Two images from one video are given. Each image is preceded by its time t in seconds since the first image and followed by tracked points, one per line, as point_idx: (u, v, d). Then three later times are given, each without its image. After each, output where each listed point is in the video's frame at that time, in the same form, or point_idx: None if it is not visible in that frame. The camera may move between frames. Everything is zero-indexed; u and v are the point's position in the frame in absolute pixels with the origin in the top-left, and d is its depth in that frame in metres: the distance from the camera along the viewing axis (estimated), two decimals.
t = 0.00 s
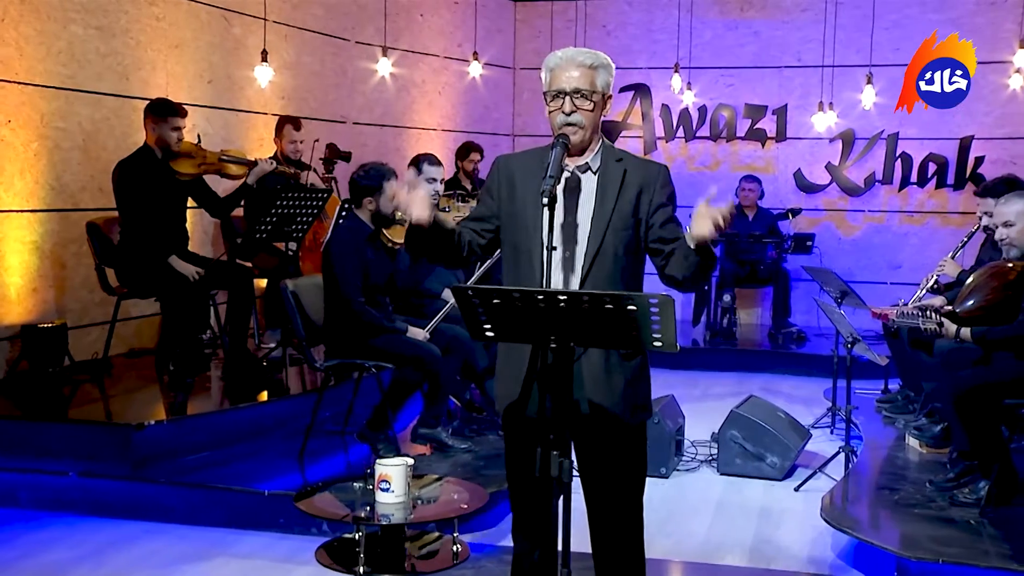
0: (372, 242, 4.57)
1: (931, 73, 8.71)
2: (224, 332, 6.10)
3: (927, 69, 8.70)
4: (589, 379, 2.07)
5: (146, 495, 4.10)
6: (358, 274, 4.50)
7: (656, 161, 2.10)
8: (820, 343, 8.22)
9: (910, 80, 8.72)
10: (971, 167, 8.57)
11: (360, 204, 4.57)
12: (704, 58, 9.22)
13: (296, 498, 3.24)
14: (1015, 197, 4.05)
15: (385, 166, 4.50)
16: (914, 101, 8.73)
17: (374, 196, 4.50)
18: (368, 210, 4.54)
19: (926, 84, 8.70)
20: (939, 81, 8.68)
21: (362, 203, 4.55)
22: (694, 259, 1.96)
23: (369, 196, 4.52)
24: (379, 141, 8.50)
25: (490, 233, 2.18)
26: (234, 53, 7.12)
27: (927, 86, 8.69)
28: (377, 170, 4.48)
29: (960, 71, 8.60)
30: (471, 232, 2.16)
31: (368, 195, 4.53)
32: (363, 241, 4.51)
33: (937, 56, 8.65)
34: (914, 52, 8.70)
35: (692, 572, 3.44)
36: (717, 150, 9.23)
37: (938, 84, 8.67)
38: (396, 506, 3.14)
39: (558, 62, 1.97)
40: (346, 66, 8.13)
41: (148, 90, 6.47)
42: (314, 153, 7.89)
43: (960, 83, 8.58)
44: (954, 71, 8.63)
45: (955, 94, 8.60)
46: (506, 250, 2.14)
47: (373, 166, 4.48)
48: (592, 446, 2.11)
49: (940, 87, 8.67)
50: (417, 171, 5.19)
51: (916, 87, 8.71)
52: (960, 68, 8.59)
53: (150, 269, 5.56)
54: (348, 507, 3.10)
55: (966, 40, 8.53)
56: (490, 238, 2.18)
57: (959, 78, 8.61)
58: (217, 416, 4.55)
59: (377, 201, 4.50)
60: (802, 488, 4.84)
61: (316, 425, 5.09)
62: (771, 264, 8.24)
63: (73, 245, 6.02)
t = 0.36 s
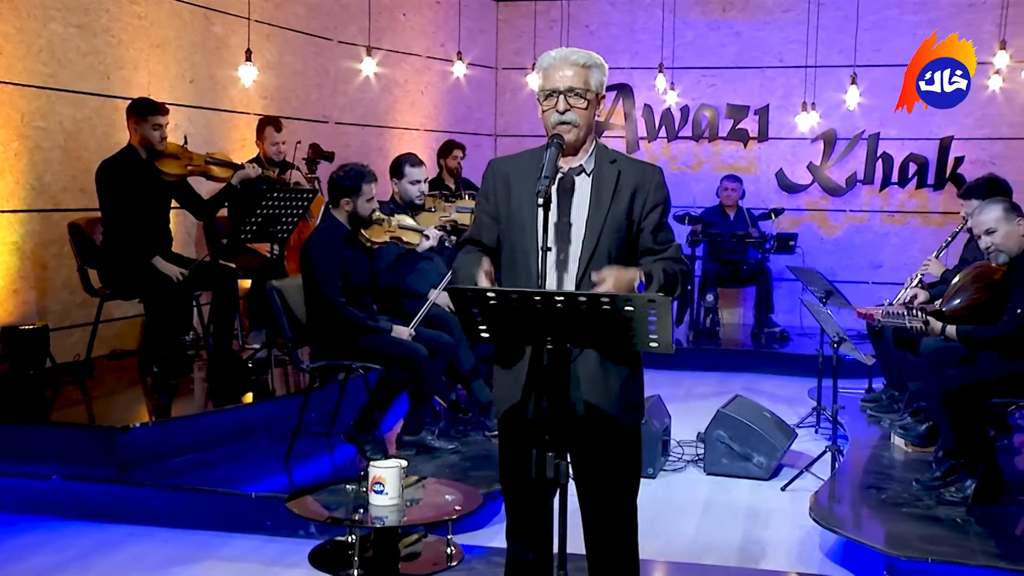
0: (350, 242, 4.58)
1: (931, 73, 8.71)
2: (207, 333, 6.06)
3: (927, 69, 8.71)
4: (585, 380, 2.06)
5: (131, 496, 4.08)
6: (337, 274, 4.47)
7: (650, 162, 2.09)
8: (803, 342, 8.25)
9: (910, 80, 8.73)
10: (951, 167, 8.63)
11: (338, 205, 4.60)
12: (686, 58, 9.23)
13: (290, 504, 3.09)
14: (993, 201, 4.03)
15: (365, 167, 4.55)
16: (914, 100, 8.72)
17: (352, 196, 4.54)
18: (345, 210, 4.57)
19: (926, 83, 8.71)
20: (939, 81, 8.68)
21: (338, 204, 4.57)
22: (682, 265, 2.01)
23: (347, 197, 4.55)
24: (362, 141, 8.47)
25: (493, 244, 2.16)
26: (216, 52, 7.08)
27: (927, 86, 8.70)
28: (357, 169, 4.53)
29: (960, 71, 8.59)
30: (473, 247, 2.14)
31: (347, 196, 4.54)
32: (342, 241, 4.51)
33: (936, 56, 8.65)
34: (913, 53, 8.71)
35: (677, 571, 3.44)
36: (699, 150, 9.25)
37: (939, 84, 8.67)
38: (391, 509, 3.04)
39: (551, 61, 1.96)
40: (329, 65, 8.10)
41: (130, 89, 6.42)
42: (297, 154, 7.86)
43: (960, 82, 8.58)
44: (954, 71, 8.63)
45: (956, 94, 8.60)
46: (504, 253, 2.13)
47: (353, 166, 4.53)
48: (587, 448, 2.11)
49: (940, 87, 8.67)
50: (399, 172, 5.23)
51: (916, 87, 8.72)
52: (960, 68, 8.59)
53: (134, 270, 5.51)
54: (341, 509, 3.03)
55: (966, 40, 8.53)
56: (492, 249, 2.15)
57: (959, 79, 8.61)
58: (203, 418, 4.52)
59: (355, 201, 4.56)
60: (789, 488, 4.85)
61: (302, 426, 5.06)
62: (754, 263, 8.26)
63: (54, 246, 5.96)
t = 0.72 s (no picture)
0: (335, 239, 4.55)
1: (930, 72, 8.72)
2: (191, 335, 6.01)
3: (927, 69, 8.71)
4: (581, 380, 2.05)
5: (115, 499, 4.02)
6: (325, 274, 4.44)
7: (644, 161, 2.09)
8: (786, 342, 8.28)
9: (910, 80, 8.72)
10: (932, 167, 8.68)
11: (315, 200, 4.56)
12: (669, 58, 9.24)
13: (283, 506, 3.02)
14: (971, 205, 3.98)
15: (341, 161, 4.47)
16: (914, 100, 8.72)
17: (327, 190, 4.49)
18: (324, 206, 4.54)
19: (926, 83, 8.71)
20: (938, 80, 8.69)
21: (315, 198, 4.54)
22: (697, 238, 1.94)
23: (322, 191, 4.50)
24: (345, 140, 8.43)
25: (477, 239, 2.15)
26: (199, 51, 7.03)
27: (928, 85, 8.70)
28: (332, 164, 4.45)
29: (959, 71, 8.59)
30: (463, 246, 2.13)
31: (321, 190, 4.50)
32: (328, 237, 4.46)
33: (935, 56, 8.66)
34: (914, 53, 8.70)
35: (662, 572, 3.44)
36: (682, 149, 9.26)
37: (938, 84, 8.68)
38: (386, 511, 2.98)
39: (544, 62, 1.95)
40: (312, 65, 8.06)
41: (112, 88, 6.36)
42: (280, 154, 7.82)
43: (959, 83, 8.58)
44: (953, 71, 8.63)
45: (955, 94, 8.60)
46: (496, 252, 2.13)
47: (329, 162, 4.45)
48: (582, 449, 2.10)
49: (940, 87, 8.68)
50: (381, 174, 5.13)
51: (915, 87, 8.71)
52: (959, 68, 8.59)
53: (118, 271, 5.46)
54: (333, 511, 2.97)
55: (966, 40, 8.52)
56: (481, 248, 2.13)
57: (958, 79, 8.61)
58: (188, 420, 4.49)
59: (330, 193, 4.50)
60: (776, 487, 4.85)
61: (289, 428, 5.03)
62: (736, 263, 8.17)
63: (35, 246, 5.90)
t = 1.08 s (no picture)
0: (325, 239, 4.54)
1: (931, 72, 8.76)
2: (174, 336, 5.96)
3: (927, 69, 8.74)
4: (574, 380, 2.04)
5: (100, 503, 3.99)
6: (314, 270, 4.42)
7: (637, 162, 2.08)
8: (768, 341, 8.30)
9: (910, 80, 8.73)
10: (912, 168, 8.74)
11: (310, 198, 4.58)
12: (651, 59, 9.26)
13: (277, 509, 2.98)
14: (950, 209, 3.97)
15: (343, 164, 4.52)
16: (914, 100, 8.74)
17: (322, 187, 4.52)
18: (318, 204, 4.55)
19: (926, 83, 8.74)
20: (939, 80, 8.71)
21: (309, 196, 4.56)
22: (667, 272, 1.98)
23: (316, 189, 4.53)
24: (327, 140, 8.40)
25: (479, 247, 2.13)
26: (180, 50, 6.98)
27: (927, 86, 8.73)
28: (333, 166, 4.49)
29: (960, 71, 8.63)
30: (458, 250, 2.11)
31: (316, 187, 4.52)
32: (318, 236, 4.45)
33: (937, 56, 8.67)
34: (914, 53, 8.71)
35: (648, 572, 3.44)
36: (664, 149, 9.28)
37: (938, 84, 8.70)
38: (381, 514, 2.94)
39: (537, 61, 1.94)
40: (294, 64, 8.02)
41: (93, 87, 6.30)
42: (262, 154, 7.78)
43: (961, 82, 8.61)
44: (954, 71, 8.67)
45: (957, 93, 8.63)
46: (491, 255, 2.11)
47: (331, 164, 4.50)
48: (575, 450, 2.09)
49: (940, 87, 8.70)
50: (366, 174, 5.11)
51: (916, 87, 8.73)
52: (960, 68, 8.62)
53: (100, 272, 5.40)
54: (326, 514, 2.94)
55: (966, 40, 8.55)
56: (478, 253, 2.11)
57: (959, 78, 8.64)
58: (173, 422, 4.45)
59: (325, 192, 4.52)
60: (762, 487, 4.86)
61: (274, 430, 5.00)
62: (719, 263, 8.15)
63: (15, 248, 5.84)
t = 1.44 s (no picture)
0: (323, 239, 4.53)
1: (931, 73, 8.78)
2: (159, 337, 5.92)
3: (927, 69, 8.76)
4: (571, 381, 2.03)
5: (87, 506, 3.96)
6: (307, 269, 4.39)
7: (634, 162, 2.07)
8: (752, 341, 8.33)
9: (910, 82, 8.75)
10: (893, 168, 8.78)
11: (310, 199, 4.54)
12: (634, 59, 9.27)
13: (271, 512, 2.97)
14: (944, 205, 4.00)
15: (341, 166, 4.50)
16: (915, 101, 8.76)
17: (327, 191, 4.50)
18: (320, 205, 4.52)
19: (926, 84, 8.76)
20: (939, 81, 8.74)
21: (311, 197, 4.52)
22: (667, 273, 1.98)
23: (320, 191, 4.50)
24: (310, 140, 8.36)
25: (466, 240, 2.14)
26: (163, 49, 6.93)
27: (928, 85, 8.75)
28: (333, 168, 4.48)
29: (960, 71, 8.65)
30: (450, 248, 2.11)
31: (322, 191, 4.50)
32: (315, 237, 4.46)
33: (936, 56, 8.67)
34: (913, 53, 8.71)
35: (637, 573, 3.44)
36: (647, 149, 9.28)
37: (938, 84, 8.72)
38: (376, 516, 2.93)
39: (534, 61, 1.93)
40: (276, 64, 7.98)
41: (75, 87, 6.24)
42: (246, 155, 7.73)
43: (961, 82, 8.62)
44: (954, 71, 8.70)
45: (957, 94, 8.63)
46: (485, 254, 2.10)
47: (330, 165, 4.48)
48: (572, 450, 2.08)
49: (940, 87, 8.72)
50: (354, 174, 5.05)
51: (917, 87, 8.75)
52: (960, 68, 8.64)
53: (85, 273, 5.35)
54: (323, 515, 2.92)
55: (967, 41, 8.54)
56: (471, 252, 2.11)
57: (959, 79, 8.66)
58: (160, 424, 4.42)
59: (331, 196, 4.52)
60: (750, 487, 4.86)
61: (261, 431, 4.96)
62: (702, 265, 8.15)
63: None
